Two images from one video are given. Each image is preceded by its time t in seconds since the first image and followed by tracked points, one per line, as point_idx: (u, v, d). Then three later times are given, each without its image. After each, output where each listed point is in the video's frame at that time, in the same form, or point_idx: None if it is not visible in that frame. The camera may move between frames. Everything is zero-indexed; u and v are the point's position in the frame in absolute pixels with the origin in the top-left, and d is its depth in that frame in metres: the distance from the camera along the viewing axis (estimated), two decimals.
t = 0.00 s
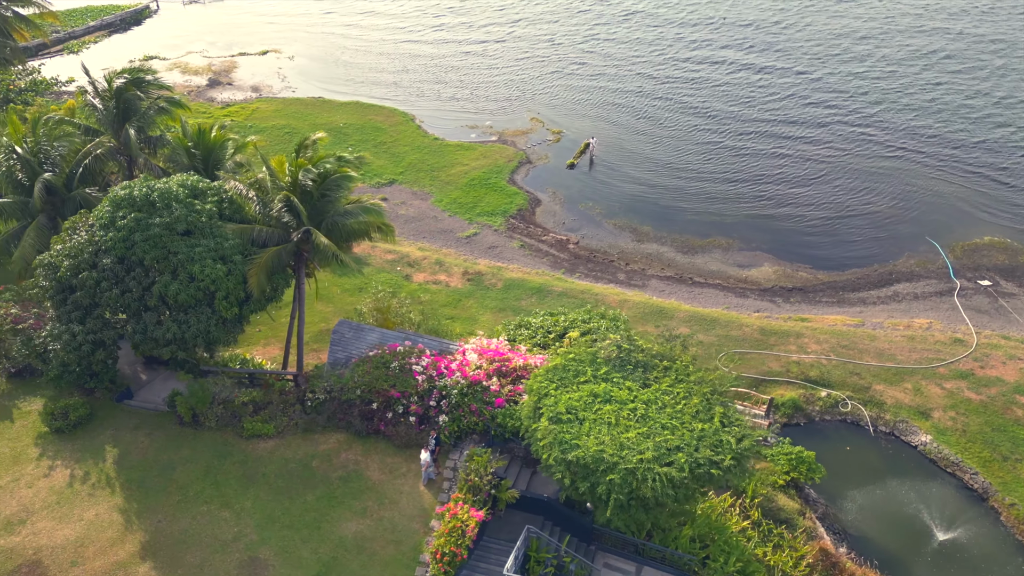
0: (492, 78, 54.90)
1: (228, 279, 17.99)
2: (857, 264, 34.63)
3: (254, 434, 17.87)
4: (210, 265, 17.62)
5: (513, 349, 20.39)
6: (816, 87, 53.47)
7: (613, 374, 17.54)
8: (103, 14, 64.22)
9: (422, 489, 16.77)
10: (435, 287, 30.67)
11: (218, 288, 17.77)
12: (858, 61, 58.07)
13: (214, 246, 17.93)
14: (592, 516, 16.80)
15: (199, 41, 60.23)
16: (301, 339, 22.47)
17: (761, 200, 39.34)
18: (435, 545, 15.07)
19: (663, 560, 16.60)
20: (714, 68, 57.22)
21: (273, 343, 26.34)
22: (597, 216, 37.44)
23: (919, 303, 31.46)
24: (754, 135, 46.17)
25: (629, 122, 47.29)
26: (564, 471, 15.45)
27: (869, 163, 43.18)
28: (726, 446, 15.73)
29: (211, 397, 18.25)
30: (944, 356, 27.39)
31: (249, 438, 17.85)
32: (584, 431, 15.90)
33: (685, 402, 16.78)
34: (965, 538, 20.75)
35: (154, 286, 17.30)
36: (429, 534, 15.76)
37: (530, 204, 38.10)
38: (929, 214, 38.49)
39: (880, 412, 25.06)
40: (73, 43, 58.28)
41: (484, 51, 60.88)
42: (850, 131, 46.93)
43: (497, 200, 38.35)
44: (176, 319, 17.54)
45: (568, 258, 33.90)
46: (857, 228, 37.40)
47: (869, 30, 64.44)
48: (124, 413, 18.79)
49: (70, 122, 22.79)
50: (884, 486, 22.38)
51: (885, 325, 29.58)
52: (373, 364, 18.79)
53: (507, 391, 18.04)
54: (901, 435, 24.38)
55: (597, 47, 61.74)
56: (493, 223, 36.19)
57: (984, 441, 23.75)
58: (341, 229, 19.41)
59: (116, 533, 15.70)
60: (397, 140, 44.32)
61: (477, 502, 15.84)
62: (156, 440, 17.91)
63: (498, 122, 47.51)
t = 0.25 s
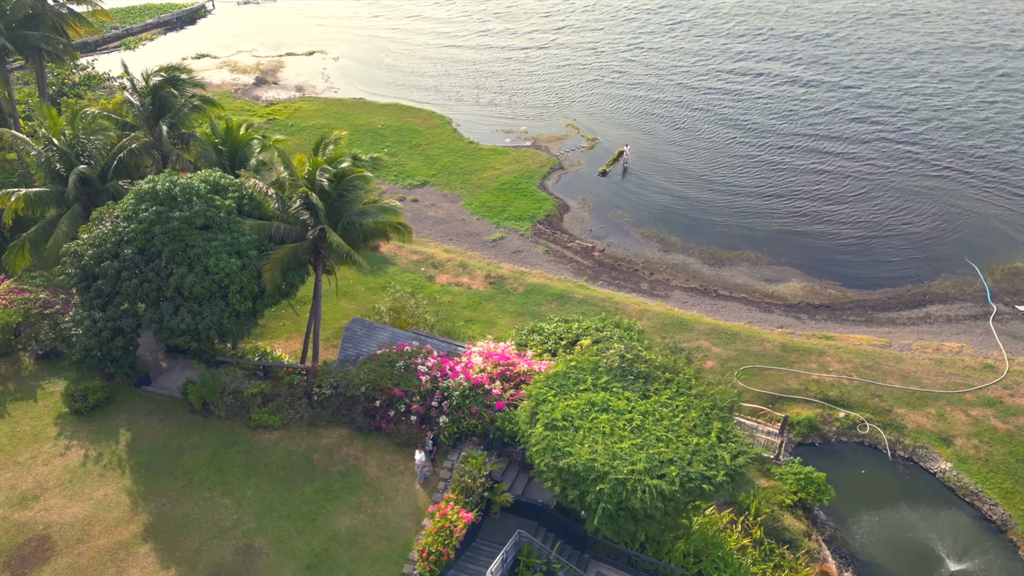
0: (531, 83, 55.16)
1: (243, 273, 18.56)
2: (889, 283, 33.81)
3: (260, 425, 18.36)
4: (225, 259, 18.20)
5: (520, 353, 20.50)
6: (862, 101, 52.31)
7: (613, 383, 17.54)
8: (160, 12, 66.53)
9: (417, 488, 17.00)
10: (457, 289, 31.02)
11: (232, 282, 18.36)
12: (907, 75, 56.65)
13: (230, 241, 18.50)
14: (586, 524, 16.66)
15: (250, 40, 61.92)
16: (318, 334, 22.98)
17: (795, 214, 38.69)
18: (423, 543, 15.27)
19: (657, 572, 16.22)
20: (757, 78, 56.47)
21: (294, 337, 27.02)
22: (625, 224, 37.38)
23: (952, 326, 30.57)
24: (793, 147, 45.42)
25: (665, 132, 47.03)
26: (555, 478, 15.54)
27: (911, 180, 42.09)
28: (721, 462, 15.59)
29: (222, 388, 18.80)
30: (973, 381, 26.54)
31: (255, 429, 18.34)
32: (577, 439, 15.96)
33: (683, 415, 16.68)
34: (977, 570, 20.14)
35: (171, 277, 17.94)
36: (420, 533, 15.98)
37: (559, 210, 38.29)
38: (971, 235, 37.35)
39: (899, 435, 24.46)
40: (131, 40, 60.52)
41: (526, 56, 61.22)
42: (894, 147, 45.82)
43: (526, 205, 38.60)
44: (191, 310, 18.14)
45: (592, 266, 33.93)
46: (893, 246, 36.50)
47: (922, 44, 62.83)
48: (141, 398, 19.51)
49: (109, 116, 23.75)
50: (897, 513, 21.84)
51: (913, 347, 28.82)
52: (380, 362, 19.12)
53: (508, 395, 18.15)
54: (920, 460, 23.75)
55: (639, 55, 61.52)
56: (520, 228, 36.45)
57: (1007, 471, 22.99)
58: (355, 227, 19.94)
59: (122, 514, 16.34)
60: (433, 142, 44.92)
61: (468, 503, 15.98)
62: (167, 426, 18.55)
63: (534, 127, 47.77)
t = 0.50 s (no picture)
0: (576, 92, 55.25)
1: (259, 269, 19.15)
2: (927, 309, 32.73)
3: (267, 417, 18.90)
4: (243, 255, 18.82)
5: (526, 361, 20.63)
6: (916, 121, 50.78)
7: (612, 396, 17.51)
8: (223, 14, 68.94)
9: (411, 487, 17.24)
10: (482, 294, 31.31)
11: (248, 277, 18.99)
12: (968, 96, 54.76)
13: (249, 237, 19.13)
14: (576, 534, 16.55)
15: (306, 43, 63.68)
16: (335, 330, 23.52)
17: (834, 234, 37.81)
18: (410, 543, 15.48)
19: None
20: (808, 95, 55.38)
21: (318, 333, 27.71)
22: (657, 237, 37.17)
23: (990, 357, 29.43)
24: (838, 166, 44.39)
25: (707, 145, 46.54)
26: (544, 487, 15.61)
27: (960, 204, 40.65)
28: (712, 481, 15.44)
29: (234, 379, 19.45)
30: (1006, 415, 25.49)
31: (262, 420, 18.89)
32: (569, 450, 16.01)
33: (679, 432, 16.58)
34: None
35: (190, 270, 18.67)
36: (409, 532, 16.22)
37: (591, 220, 38.38)
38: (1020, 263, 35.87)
39: (921, 467, 23.69)
40: (194, 40, 62.94)
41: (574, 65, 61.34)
42: (946, 170, 44.37)
43: (559, 214, 38.77)
44: (208, 303, 18.87)
45: (620, 278, 33.88)
46: (935, 271, 35.32)
47: (987, 65, 60.63)
48: (159, 384, 20.32)
49: (151, 113, 24.70)
50: (910, 547, 21.19)
51: (945, 377, 27.85)
52: (387, 362, 19.49)
53: (508, 402, 18.28)
54: (941, 494, 22.97)
55: (689, 67, 61.00)
56: (550, 236, 36.71)
57: None
58: (373, 227, 20.67)
59: (129, 494, 17.04)
60: (472, 148, 45.44)
61: (458, 506, 16.13)
62: (181, 412, 19.27)
63: (574, 137, 47.91)
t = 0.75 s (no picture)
0: (616, 100, 55.13)
1: (274, 265, 19.66)
2: (962, 333, 31.71)
3: (275, 410, 19.40)
4: (258, 251, 19.36)
5: (532, 366, 20.76)
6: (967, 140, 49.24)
7: (610, 406, 17.52)
8: (276, 15, 70.74)
9: (406, 485, 17.49)
10: (503, 298, 31.54)
11: (263, 272, 19.51)
12: None
13: (266, 234, 19.67)
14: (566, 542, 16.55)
15: (353, 44, 64.94)
16: (351, 328, 24.00)
17: (869, 252, 36.90)
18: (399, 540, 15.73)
19: None
20: (854, 109, 54.19)
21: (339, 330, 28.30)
22: (686, 249, 36.91)
23: None
24: (880, 183, 43.34)
25: (745, 158, 45.94)
26: (534, 493, 15.69)
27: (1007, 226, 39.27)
28: (702, 497, 15.33)
29: (246, 371, 20.01)
30: None
31: (270, 412, 19.40)
32: (561, 457, 16.07)
33: (674, 445, 16.52)
34: None
35: (208, 263, 19.31)
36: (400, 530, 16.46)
37: (620, 229, 38.33)
38: None
39: (939, 495, 23.00)
40: (246, 40, 64.78)
41: (617, 73, 61.22)
42: (994, 191, 42.94)
43: (588, 222, 38.80)
44: (223, 296, 19.45)
45: (644, 287, 33.72)
46: (974, 294, 34.19)
47: None
48: (177, 372, 21.04)
49: (187, 112, 25.52)
50: None
51: (974, 404, 26.97)
52: (394, 361, 19.83)
53: (509, 406, 18.45)
54: (958, 525, 22.29)
55: (733, 78, 60.30)
56: (577, 242, 36.83)
57: None
58: (389, 229, 21.16)
59: (138, 476, 17.71)
60: (507, 153, 45.76)
61: (450, 507, 16.30)
62: (195, 400, 19.92)
63: (610, 145, 47.85)
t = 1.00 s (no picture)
0: (662, 110, 54.79)
1: (292, 261, 20.26)
2: (1002, 364, 30.48)
3: (285, 401, 19.97)
4: (277, 248, 19.99)
5: (539, 374, 20.90)
6: None
7: (607, 417, 17.55)
8: (334, 18, 72.50)
9: (401, 483, 17.85)
10: (527, 305, 31.77)
11: (281, 268, 20.13)
12: None
13: (286, 231, 20.28)
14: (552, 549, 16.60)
15: (406, 48, 66.09)
16: (370, 326, 24.50)
17: (910, 274, 35.77)
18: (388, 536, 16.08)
19: None
20: (908, 127, 52.63)
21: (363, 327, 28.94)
22: (717, 263, 36.49)
23: None
24: (928, 204, 41.97)
25: (788, 174, 45.09)
26: (522, 498, 15.80)
27: None
28: (689, 516, 15.24)
29: (261, 363, 20.67)
30: None
31: (280, 404, 19.99)
32: (552, 465, 16.16)
33: (667, 460, 16.47)
34: None
35: (229, 257, 20.05)
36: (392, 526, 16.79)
37: (653, 241, 38.16)
38: None
39: (957, 530, 22.20)
40: (303, 42, 66.56)
41: (665, 83, 60.82)
42: None
43: (621, 233, 38.73)
44: (242, 289, 20.18)
45: (671, 300, 33.48)
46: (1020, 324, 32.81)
47: None
48: (199, 360, 21.86)
49: (225, 110, 26.35)
50: None
51: (1005, 438, 25.91)
52: (402, 361, 20.21)
53: (509, 412, 18.61)
54: (975, 562, 21.49)
55: (783, 92, 59.27)
56: (607, 252, 36.86)
57: None
58: (406, 232, 21.62)
59: (151, 458, 18.49)
60: (546, 160, 45.98)
61: (440, 507, 16.55)
62: (211, 388, 20.67)
63: (651, 156, 47.60)
